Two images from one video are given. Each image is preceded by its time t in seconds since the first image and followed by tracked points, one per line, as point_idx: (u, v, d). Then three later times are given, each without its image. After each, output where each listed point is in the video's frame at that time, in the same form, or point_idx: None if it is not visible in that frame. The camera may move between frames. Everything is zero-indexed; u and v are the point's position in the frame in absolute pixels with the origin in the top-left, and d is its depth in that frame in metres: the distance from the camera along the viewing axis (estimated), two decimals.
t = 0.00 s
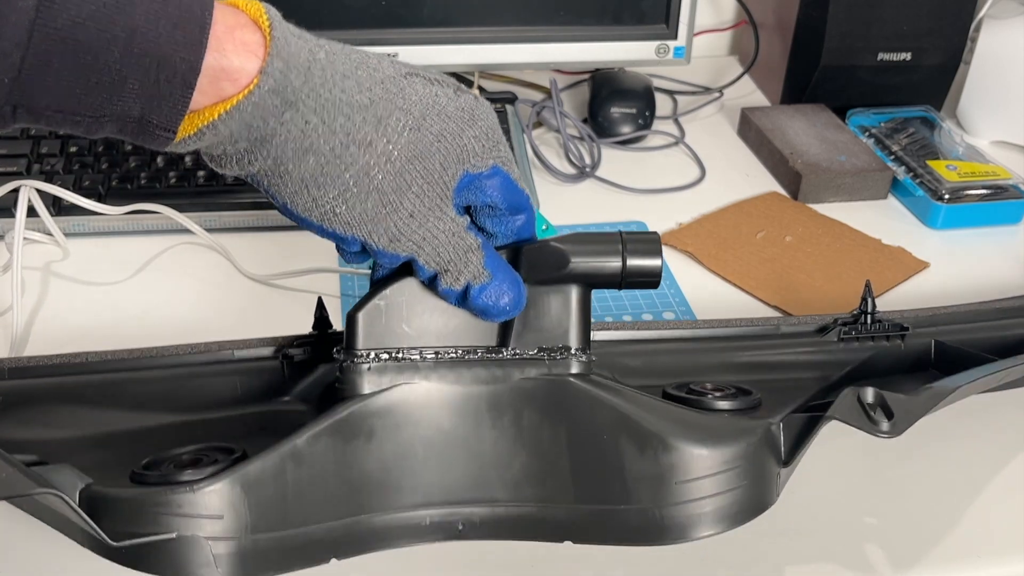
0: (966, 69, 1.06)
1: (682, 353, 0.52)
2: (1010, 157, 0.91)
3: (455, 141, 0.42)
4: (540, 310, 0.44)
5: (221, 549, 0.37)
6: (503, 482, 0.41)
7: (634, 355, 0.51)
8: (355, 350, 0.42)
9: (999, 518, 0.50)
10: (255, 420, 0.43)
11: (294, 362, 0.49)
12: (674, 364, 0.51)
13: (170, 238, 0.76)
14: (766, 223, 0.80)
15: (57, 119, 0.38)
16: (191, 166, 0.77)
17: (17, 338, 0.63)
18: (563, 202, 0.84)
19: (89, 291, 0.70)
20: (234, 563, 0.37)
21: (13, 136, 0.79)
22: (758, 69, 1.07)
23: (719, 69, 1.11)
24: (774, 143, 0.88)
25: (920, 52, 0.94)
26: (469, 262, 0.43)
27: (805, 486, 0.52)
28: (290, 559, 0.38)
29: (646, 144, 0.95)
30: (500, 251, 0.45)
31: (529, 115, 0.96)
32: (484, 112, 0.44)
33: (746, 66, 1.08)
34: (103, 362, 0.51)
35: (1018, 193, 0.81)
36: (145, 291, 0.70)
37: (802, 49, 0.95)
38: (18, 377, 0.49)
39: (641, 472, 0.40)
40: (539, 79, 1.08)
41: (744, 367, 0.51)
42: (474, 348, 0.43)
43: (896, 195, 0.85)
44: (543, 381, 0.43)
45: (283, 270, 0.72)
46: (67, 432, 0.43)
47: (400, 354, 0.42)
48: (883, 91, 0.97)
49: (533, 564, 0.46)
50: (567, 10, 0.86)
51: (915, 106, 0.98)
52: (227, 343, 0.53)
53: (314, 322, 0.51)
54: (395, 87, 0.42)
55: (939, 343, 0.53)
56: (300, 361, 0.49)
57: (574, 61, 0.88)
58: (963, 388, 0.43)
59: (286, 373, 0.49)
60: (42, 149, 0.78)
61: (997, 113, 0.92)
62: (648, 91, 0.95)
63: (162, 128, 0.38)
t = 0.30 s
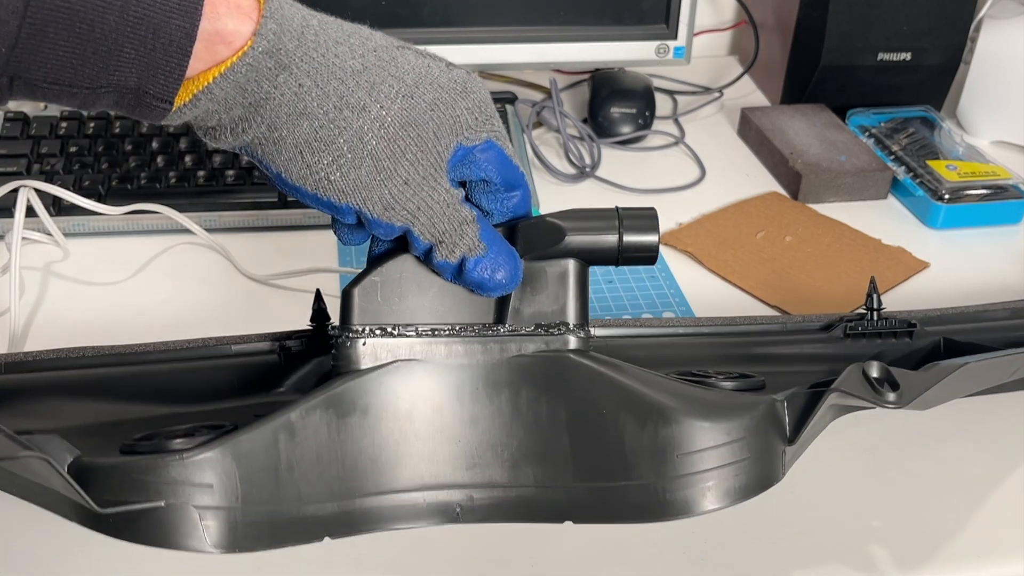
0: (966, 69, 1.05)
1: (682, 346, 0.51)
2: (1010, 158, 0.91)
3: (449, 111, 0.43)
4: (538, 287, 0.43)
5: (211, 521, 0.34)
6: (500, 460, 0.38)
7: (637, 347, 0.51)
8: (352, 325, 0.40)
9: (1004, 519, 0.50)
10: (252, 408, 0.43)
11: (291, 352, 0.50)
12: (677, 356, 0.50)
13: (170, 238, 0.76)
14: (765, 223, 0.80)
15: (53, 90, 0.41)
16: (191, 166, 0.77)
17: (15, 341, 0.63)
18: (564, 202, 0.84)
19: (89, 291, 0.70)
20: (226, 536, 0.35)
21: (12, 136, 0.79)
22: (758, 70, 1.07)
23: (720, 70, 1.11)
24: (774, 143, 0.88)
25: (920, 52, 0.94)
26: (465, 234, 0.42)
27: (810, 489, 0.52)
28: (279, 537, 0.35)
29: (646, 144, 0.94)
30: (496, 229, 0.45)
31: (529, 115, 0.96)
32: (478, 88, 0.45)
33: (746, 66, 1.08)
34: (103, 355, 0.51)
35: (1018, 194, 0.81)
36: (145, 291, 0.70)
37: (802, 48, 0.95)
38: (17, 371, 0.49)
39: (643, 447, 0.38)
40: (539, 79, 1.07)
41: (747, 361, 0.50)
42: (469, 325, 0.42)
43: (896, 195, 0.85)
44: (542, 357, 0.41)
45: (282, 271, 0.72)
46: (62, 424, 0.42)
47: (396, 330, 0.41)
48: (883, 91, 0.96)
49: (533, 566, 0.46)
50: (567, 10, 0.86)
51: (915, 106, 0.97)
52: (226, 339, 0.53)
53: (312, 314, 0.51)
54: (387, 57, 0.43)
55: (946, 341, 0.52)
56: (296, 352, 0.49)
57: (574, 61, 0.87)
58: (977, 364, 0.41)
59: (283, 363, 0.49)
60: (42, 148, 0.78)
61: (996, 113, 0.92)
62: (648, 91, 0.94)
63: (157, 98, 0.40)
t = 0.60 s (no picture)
0: (966, 69, 1.05)
1: (683, 341, 0.51)
2: (1010, 158, 0.91)
3: (449, 101, 0.43)
4: (539, 276, 0.43)
5: (213, 512, 0.34)
6: (502, 452, 0.38)
7: (640, 342, 0.51)
8: (352, 317, 0.41)
9: (1005, 517, 0.50)
10: (252, 404, 0.43)
11: (292, 346, 0.49)
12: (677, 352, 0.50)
13: (170, 237, 0.76)
14: (765, 223, 0.80)
15: (56, 80, 0.42)
16: (191, 166, 0.77)
17: (15, 341, 0.63)
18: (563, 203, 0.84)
19: (89, 290, 0.70)
20: (228, 527, 0.35)
21: (12, 136, 0.79)
22: (758, 70, 1.07)
23: (720, 70, 1.11)
24: (774, 143, 0.88)
25: (919, 52, 0.94)
26: (465, 224, 0.42)
27: (811, 486, 0.52)
28: (281, 529, 0.35)
29: (646, 144, 0.94)
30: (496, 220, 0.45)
31: (529, 115, 0.96)
32: (478, 78, 0.45)
33: (746, 67, 1.08)
34: (103, 351, 0.51)
35: (1018, 194, 0.81)
36: (145, 291, 0.70)
37: (802, 48, 0.95)
38: (18, 368, 0.49)
39: (643, 437, 0.38)
40: (539, 79, 1.07)
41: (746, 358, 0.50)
42: (470, 317, 0.42)
43: (896, 195, 0.85)
44: (542, 348, 0.40)
45: (282, 270, 0.72)
46: (62, 422, 0.42)
47: (397, 322, 0.41)
48: (883, 91, 0.96)
49: (533, 565, 0.46)
50: (567, 10, 0.86)
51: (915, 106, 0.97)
52: (225, 334, 0.53)
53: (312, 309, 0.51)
54: (387, 46, 0.43)
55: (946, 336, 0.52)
56: (297, 346, 0.49)
57: (574, 61, 0.87)
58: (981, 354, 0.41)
59: (282, 357, 0.49)
60: (41, 148, 0.78)
61: (996, 113, 0.92)
62: (648, 91, 0.94)
63: (159, 87, 0.41)
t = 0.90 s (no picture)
0: (966, 69, 1.05)
1: (681, 333, 0.52)
2: (1010, 157, 0.91)
3: (448, 95, 0.43)
4: (538, 271, 0.43)
5: (213, 507, 0.34)
6: (502, 447, 0.38)
7: (642, 338, 0.50)
8: (351, 313, 0.40)
9: (1005, 515, 0.50)
10: (253, 399, 0.43)
11: (291, 343, 0.50)
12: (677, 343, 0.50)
13: (170, 237, 0.76)
14: (765, 223, 0.80)
15: (57, 73, 0.42)
16: (191, 166, 0.77)
17: (15, 341, 0.63)
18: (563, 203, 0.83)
19: (89, 291, 0.70)
20: (228, 522, 0.35)
21: (12, 136, 0.79)
22: (758, 70, 1.07)
23: (720, 70, 1.11)
24: (774, 143, 0.88)
25: (919, 52, 0.94)
26: (464, 218, 0.43)
27: (811, 484, 0.52)
28: (281, 523, 0.35)
29: (646, 144, 0.94)
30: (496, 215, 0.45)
31: (529, 115, 0.96)
32: (478, 73, 0.45)
33: (746, 67, 1.08)
34: (104, 348, 0.51)
35: (1018, 194, 0.81)
36: (145, 291, 0.70)
37: (802, 49, 0.95)
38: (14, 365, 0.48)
39: (642, 431, 0.38)
40: (539, 79, 1.07)
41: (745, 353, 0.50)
42: (469, 312, 0.42)
43: (896, 195, 0.85)
44: (542, 343, 0.40)
45: (282, 271, 0.72)
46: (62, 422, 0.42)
47: (397, 317, 0.41)
48: (883, 91, 0.96)
49: (534, 565, 0.46)
50: (567, 10, 0.86)
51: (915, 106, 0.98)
52: (225, 330, 0.53)
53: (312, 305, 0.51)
54: (387, 41, 0.43)
55: (946, 332, 0.52)
56: (296, 343, 0.50)
57: (574, 61, 0.88)
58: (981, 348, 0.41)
59: (282, 354, 0.49)
60: (41, 149, 0.78)
61: (996, 114, 0.92)
62: (649, 91, 0.94)
63: (160, 81, 0.41)
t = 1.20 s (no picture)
0: (966, 70, 1.06)
1: (684, 350, 0.52)
2: (1010, 158, 0.92)
3: (456, 135, 0.43)
4: (542, 308, 0.43)
5: (223, 544, 0.35)
6: (504, 480, 0.39)
7: (638, 355, 0.51)
8: (357, 347, 0.41)
9: (1002, 517, 0.50)
10: (255, 422, 0.43)
11: (296, 363, 0.49)
12: (676, 363, 0.51)
13: (171, 237, 0.76)
14: (765, 223, 0.80)
15: (65, 112, 0.40)
16: (191, 166, 0.77)
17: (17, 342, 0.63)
18: (562, 203, 0.84)
19: (89, 291, 0.70)
20: (237, 558, 0.35)
21: (12, 136, 0.79)
22: (758, 70, 1.07)
23: (719, 69, 1.11)
24: (773, 143, 0.88)
25: (919, 52, 0.94)
26: (470, 256, 0.42)
27: (809, 485, 0.52)
28: (289, 556, 0.36)
29: (645, 144, 0.95)
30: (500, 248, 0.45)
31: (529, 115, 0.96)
32: (486, 110, 0.45)
33: (746, 66, 1.08)
34: (108, 362, 0.51)
35: (1018, 194, 0.81)
36: (145, 291, 0.70)
37: (802, 49, 0.95)
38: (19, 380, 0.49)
39: (643, 467, 0.39)
40: (538, 79, 1.08)
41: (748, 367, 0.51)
42: (475, 346, 0.42)
43: (896, 195, 0.85)
44: (545, 376, 0.41)
45: (282, 271, 0.72)
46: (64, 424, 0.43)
47: (402, 352, 0.41)
48: (883, 91, 0.97)
49: (533, 565, 0.47)
50: (567, 9, 0.86)
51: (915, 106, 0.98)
52: (228, 345, 0.54)
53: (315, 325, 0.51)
54: (396, 82, 0.43)
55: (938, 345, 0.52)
56: (301, 363, 0.49)
57: (574, 61, 0.88)
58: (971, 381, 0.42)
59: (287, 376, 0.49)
60: (42, 148, 0.78)
61: (997, 114, 0.92)
62: (648, 92, 0.95)
63: (170, 121, 0.39)
